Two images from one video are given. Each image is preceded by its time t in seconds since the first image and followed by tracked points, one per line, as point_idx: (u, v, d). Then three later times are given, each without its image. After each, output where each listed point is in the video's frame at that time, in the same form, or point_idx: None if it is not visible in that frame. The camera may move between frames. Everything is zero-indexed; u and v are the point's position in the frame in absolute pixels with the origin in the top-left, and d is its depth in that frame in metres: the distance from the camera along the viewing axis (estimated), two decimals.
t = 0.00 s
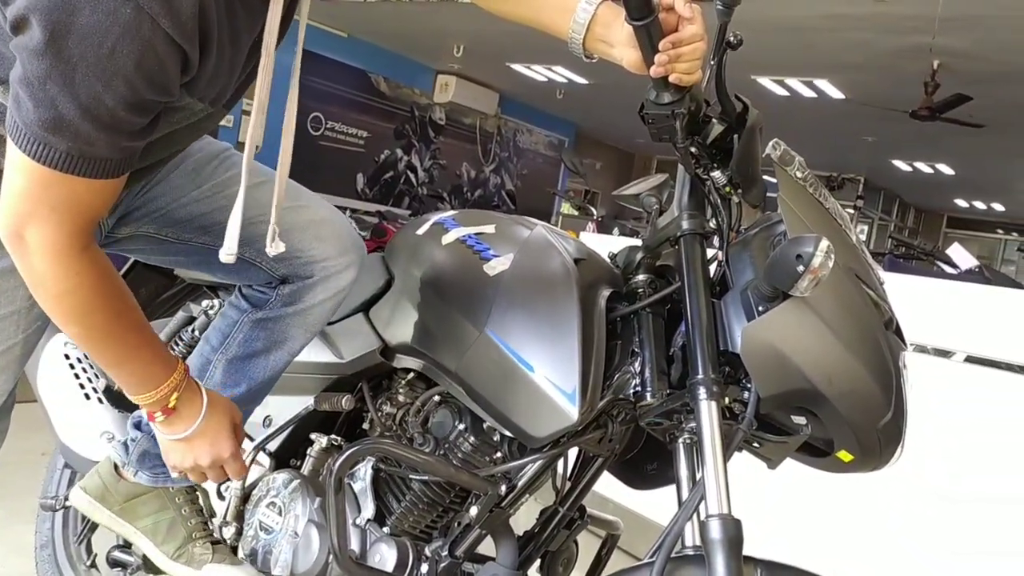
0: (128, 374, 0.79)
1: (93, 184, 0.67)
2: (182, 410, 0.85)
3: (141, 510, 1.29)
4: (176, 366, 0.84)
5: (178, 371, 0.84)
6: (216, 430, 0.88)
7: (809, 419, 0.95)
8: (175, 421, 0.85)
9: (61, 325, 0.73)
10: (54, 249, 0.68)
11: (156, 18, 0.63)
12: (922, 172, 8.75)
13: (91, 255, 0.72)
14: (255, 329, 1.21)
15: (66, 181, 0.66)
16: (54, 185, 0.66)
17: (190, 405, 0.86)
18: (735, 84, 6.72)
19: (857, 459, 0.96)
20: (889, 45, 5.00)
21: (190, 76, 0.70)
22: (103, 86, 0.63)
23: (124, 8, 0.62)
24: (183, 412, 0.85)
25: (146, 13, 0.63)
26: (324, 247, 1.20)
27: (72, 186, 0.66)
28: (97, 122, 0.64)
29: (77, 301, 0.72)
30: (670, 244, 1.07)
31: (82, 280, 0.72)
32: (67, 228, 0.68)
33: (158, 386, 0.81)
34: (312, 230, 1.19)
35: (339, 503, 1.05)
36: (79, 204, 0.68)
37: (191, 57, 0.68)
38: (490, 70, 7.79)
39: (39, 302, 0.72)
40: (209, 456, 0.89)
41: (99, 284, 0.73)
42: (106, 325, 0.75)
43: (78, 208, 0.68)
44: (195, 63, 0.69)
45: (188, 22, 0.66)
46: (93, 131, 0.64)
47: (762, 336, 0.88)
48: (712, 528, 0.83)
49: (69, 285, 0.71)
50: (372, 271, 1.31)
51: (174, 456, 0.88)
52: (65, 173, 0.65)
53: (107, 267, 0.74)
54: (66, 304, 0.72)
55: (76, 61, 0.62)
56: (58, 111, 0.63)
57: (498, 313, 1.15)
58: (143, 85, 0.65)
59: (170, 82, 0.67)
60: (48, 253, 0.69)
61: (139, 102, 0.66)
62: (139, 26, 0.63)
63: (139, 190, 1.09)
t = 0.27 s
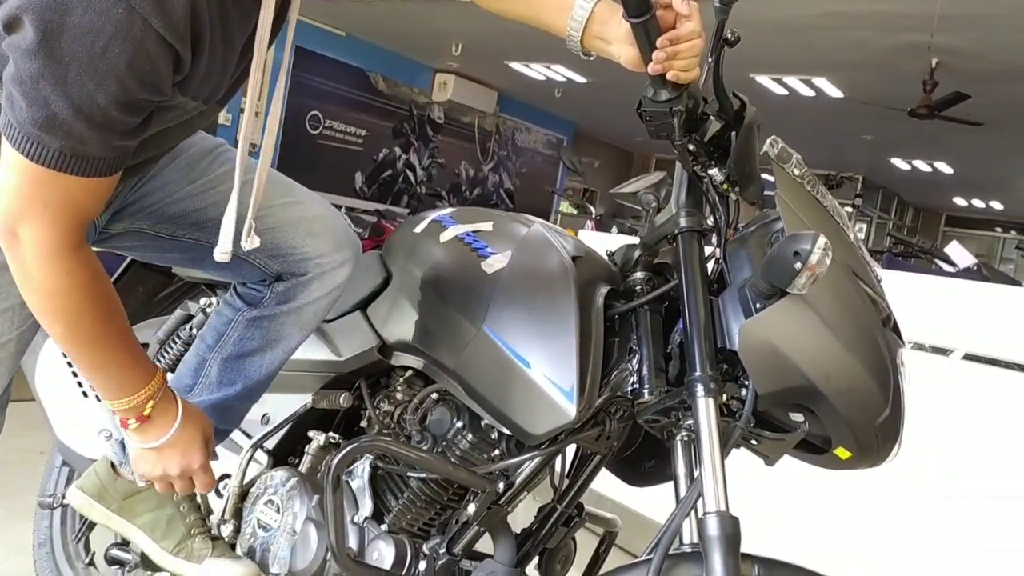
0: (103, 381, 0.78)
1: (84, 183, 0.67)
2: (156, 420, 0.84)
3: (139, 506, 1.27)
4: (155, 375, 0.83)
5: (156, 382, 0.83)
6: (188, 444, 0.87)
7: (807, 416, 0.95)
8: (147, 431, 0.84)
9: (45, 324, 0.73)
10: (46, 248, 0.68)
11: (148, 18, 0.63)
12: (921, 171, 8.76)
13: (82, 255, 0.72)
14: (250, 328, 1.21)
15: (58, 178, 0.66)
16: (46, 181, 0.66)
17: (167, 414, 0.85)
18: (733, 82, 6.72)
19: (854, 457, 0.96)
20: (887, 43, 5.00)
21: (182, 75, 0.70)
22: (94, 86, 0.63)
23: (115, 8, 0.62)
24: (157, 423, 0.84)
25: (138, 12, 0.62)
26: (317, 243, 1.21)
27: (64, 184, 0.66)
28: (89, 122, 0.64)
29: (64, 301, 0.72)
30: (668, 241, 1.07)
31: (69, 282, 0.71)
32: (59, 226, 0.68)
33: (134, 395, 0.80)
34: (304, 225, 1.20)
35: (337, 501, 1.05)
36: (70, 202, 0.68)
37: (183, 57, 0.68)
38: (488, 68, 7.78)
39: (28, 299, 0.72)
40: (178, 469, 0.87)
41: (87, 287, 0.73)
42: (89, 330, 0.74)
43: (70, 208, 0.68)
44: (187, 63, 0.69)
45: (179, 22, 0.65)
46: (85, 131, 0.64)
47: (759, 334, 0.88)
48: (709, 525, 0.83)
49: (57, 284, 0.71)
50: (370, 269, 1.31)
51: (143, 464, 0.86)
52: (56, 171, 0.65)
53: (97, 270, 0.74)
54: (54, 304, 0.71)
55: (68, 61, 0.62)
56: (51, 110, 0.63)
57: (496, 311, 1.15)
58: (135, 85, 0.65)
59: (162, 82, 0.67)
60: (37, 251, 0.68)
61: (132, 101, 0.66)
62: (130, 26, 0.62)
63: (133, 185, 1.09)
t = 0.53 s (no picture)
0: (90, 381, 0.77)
1: (79, 179, 0.68)
2: (144, 422, 0.83)
3: (140, 504, 1.29)
4: (143, 379, 0.82)
5: (144, 385, 0.82)
6: (177, 449, 0.86)
7: (806, 411, 0.95)
8: (135, 435, 0.82)
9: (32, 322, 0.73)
10: (41, 243, 0.68)
11: (144, 12, 0.64)
12: (921, 168, 8.75)
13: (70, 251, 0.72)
14: (250, 321, 1.22)
15: (53, 173, 0.66)
16: (41, 176, 0.66)
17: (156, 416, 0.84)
18: (733, 80, 6.72)
19: (853, 451, 0.96)
20: (887, 40, 5.00)
21: (177, 71, 0.71)
22: (89, 79, 0.63)
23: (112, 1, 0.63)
24: (146, 425, 0.83)
25: (134, 6, 0.63)
26: (316, 237, 1.22)
27: (61, 179, 0.67)
28: (85, 114, 0.65)
29: (53, 297, 0.71)
30: (667, 237, 1.07)
31: (57, 276, 0.71)
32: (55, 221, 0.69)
33: (121, 396, 0.80)
34: (304, 220, 1.21)
35: (338, 497, 1.06)
36: (65, 198, 0.68)
37: (179, 51, 0.69)
38: (488, 67, 7.78)
39: (17, 297, 0.71)
40: (167, 476, 0.85)
41: (75, 282, 0.73)
42: (76, 327, 0.74)
43: (65, 204, 0.68)
44: (182, 57, 0.70)
45: (175, 15, 0.66)
46: (78, 124, 0.65)
47: (758, 329, 0.89)
48: (708, 519, 0.83)
49: (45, 279, 0.70)
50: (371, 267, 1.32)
51: (132, 471, 0.84)
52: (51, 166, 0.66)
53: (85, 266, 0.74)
54: (45, 301, 0.71)
55: (63, 51, 0.63)
56: (46, 102, 0.64)
57: (496, 308, 1.15)
58: (130, 79, 0.65)
59: (157, 77, 0.67)
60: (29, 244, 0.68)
61: (127, 97, 0.66)
62: (126, 19, 0.63)
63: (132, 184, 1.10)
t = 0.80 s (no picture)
0: (106, 379, 0.78)
1: (82, 168, 0.68)
2: (163, 419, 0.84)
3: (149, 505, 1.29)
4: (159, 373, 0.83)
5: (159, 381, 0.83)
6: (195, 445, 0.87)
7: (806, 409, 0.96)
8: (153, 431, 0.83)
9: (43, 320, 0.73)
10: (46, 234, 0.69)
11: None
12: (923, 166, 8.74)
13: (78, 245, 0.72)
14: (259, 314, 1.23)
15: (55, 161, 0.67)
16: (44, 165, 0.66)
17: (173, 412, 0.85)
18: (734, 78, 6.72)
19: (853, 448, 0.97)
20: (888, 37, 4.99)
21: (180, 58, 0.71)
22: (91, 64, 0.64)
23: None
24: (163, 421, 0.84)
25: None
26: (322, 228, 1.22)
27: (64, 168, 0.67)
28: (87, 101, 0.65)
29: (62, 292, 0.72)
30: (668, 235, 1.08)
31: (65, 272, 0.72)
32: (60, 212, 0.69)
33: (138, 392, 0.80)
34: (310, 212, 1.21)
35: (341, 494, 1.06)
36: (68, 187, 0.68)
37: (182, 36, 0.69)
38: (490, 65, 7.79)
39: (27, 294, 0.72)
40: (186, 471, 0.86)
41: (83, 278, 0.73)
42: (87, 324, 0.74)
43: (69, 194, 0.69)
44: (185, 44, 0.70)
45: None
46: (81, 110, 0.65)
47: (759, 326, 0.89)
48: (709, 516, 0.84)
49: (52, 275, 0.71)
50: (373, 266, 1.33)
51: (152, 468, 0.86)
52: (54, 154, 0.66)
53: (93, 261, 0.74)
54: (55, 296, 0.72)
55: (65, 36, 0.63)
56: (49, 89, 0.64)
57: (498, 306, 1.15)
58: (133, 65, 0.65)
59: (160, 63, 0.68)
60: (35, 238, 0.69)
61: (130, 84, 0.67)
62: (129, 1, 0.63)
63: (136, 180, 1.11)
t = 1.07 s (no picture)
0: (103, 376, 0.78)
1: (81, 165, 0.68)
2: (162, 417, 0.84)
3: (149, 496, 1.30)
4: (157, 370, 0.83)
5: (158, 378, 0.83)
6: (194, 441, 0.87)
7: (806, 407, 0.96)
8: (153, 428, 0.84)
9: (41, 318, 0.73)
10: (44, 232, 0.69)
11: None
12: (924, 164, 8.74)
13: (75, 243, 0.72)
14: (257, 317, 1.23)
15: (54, 158, 0.67)
16: (42, 161, 0.66)
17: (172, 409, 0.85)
18: (735, 76, 6.71)
19: (853, 446, 0.97)
20: (888, 35, 4.99)
21: (178, 53, 0.71)
22: (91, 61, 0.64)
23: None
24: (163, 419, 0.84)
25: None
26: (321, 232, 1.22)
27: (62, 164, 0.67)
28: (86, 97, 0.65)
29: (60, 289, 0.72)
30: (668, 234, 1.08)
31: (63, 271, 0.71)
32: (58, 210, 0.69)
33: (137, 389, 0.81)
34: (309, 215, 1.21)
35: (342, 492, 1.06)
36: (67, 184, 0.68)
37: (179, 32, 0.69)
38: (490, 64, 7.78)
39: (24, 293, 0.72)
40: (185, 468, 0.87)
41: (81, 276, 0.73)
42: (85, 322, 0.74)
43: (68, 192, 0.69)
44: (183, 39, 0.70)
45: None
46: (80, 107, 0.65)
47: (759, 326, 0.89)
48: (710, 514, 0.84)
49: (50, 273, 0.71)
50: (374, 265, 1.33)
51: (151, 464, 0.86)
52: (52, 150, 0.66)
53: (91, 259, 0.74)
54: (52, 294, 0.72)
55: (64, 31, 0.63)
56: (48, 85, 0.64)
57: (498, 305, 1.15)
58: (133, 61, 0.66)
59: (159, 59, 0.68)
60: (33, 236, 0.69)
61: (129, 81, 0.67)
62: None
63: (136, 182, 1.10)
